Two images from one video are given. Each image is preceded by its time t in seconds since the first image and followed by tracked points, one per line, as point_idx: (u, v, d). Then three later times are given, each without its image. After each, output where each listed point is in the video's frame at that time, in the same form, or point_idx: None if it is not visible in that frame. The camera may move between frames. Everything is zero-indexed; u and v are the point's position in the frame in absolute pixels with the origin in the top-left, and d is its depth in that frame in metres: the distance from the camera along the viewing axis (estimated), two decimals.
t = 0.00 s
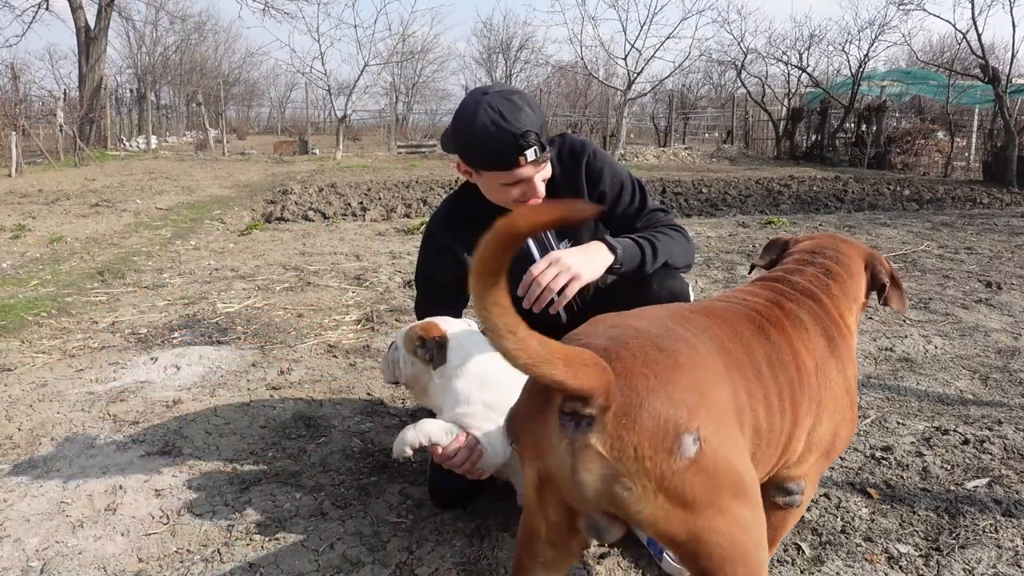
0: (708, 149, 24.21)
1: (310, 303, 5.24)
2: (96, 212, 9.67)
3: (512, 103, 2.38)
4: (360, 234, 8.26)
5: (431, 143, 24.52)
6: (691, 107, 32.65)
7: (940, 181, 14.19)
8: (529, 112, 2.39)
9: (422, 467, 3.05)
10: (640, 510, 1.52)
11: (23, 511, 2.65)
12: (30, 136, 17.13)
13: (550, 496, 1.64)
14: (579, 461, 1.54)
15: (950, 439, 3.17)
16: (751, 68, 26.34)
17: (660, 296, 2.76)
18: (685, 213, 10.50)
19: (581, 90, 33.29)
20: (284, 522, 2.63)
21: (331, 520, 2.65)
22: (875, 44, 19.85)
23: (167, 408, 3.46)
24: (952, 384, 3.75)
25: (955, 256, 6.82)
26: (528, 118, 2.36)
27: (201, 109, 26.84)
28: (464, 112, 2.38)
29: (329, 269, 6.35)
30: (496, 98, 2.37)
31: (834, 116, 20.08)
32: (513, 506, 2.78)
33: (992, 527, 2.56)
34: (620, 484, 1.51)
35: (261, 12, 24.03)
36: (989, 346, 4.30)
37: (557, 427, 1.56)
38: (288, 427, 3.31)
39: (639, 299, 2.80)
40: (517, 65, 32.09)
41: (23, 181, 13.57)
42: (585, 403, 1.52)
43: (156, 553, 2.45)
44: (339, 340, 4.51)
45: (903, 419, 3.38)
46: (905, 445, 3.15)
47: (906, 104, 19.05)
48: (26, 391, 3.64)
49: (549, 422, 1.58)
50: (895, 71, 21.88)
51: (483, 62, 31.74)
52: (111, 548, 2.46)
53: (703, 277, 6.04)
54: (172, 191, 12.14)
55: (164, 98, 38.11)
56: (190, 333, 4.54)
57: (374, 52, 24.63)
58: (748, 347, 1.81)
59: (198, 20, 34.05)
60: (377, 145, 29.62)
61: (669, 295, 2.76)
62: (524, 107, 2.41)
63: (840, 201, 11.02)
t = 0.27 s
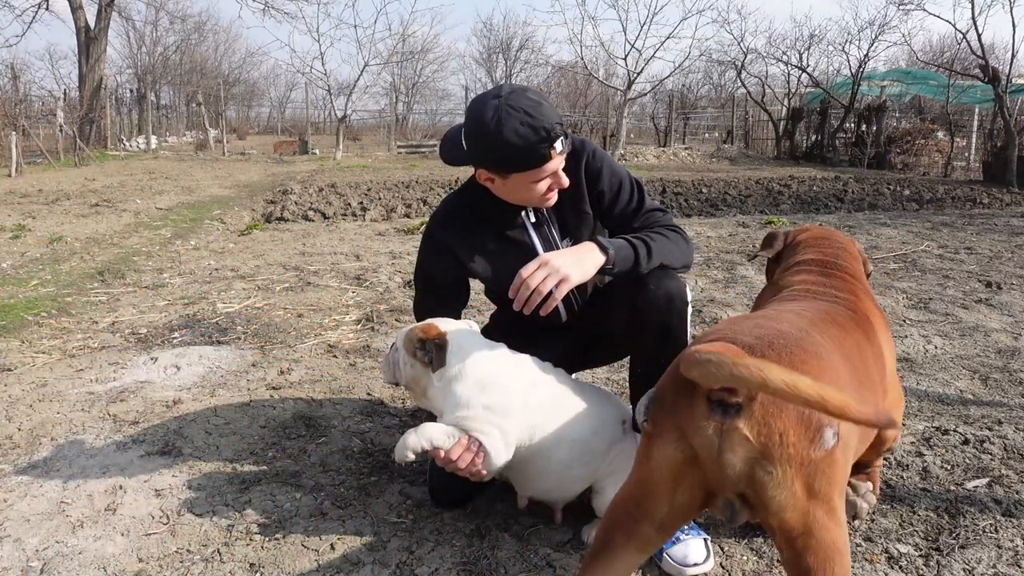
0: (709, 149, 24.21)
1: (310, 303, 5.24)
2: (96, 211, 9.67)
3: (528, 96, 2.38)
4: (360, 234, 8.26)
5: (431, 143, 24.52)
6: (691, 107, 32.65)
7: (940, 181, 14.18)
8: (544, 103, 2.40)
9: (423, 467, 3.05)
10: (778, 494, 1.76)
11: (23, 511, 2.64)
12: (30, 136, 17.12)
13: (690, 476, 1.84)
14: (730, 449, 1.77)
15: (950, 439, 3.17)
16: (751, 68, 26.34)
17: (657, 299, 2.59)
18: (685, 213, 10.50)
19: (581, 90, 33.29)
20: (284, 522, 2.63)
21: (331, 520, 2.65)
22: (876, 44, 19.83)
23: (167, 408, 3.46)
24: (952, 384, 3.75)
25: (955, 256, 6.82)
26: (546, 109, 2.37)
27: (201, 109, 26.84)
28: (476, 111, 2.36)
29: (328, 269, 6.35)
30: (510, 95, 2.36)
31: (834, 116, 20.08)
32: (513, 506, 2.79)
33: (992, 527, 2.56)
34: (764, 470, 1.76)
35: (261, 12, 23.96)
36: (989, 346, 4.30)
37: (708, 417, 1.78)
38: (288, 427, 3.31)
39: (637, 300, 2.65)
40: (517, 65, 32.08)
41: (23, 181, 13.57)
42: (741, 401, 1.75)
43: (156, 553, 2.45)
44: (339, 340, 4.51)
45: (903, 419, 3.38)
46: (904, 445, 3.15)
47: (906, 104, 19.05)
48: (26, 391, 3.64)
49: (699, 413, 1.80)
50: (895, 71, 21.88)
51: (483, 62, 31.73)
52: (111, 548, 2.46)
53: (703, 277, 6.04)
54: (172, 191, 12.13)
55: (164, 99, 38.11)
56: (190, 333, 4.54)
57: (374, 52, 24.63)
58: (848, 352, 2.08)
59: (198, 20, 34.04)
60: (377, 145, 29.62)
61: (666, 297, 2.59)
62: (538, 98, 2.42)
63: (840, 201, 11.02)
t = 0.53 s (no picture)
0: (709, 149, 24.22)
1: (310, 303, 5.24)
2: (96, 211, 9.67)
3: (531, 116, 2.34)
4: (360, 234, 8.26)
5: (431, 143, 24.52)
6: (691, 106, 32.65)
7: (940, 181, 14.18)
8: (546, 131, 2.36)
9: (423, 467, 3.05)
10: (863, 449, 1.83)
11: (23, 511, 2.65)
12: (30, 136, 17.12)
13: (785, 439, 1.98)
14: (819, 405, 1.90)
15: (950, 439, 3.17)
16: (751, 68, 26.33)
17: (663, 296, 2.51)
18: (685, 213, 10.50)
19: (581, 90, 33.29)
20: (284, 522, 2.63)
21: (331, 520, 2.65)
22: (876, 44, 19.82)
23: (167, 408, 3.46)
24: (952, 384, 3.75)
25: (955, 256, 6.82)
26: (543, 136, 2.32)
27: (201, 109, 26.84)
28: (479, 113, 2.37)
29: (328, 269, 6.35)
30: (513, 109, 2.33)
31: (834, 116, 20.08)
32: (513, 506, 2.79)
33: (992, 527, 2.56)
34: (848, 423, 1.84)
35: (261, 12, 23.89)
36: (989, 346, 4.30)
37: (799, 377, 1.94)
38: (288, 426, 3.31)
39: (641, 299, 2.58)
40: (517, 65, 32.08)
41: (23, 181, 13.57)
42: (826, 360, 1.89)
43: (156, 553, 2.45)
44: (339, 340, 4.51)
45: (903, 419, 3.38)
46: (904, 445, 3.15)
47: (906, 104, 19.06)
48: (26, 391, 3.64)
49: (792, 375, 1.97)
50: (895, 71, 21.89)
51: (483, 62, 31.72)
52: (111, 548, 2.46)
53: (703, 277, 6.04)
54: (172, 191, 12.13)
55: (165, 99, 38.10)
56: (190, 333, 4.54)
57: (375, 52, 24.63)
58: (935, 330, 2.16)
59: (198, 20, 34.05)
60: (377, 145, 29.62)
61: (672, 293, 2.50)
62: (543, 124, 2.37)
63: (840, 201, 11.02)
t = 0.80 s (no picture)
0: (709, 149, 24.22)
1: (310, 303, 5.24)
2: (96, 212, 9.68)
3: (507, 141, 2.26)
4: (360, 234, 8.26)
5: (431, 143, 24.53)
6: (691, 106, 32.66)
7: (940, 181, 14.19)
8: (519, 161, 2.27)
9: (423, 467, 3.04)
10: (950, 404, 1.90)
11: (23, 511, 2.64)
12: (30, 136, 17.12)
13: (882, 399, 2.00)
14: (917, 368, 1.92)
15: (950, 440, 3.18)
16: (751, 68, 26.32)
17: (679, 298, 2.50)
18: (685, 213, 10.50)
19: (581, 90, 33.30)
20: (284, 522, 2.63)
21: (331, 520, 2.65)
22: (876, 44, 19.83)
23: (167, 408, 3.46)
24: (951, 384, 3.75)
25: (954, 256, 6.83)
26: (510, 167, 2.24)
27: (200, 109, 26.85)
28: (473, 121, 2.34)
29: (328, 269, 6.35)
30: (489, 133, 2.27)
31: (834, 116, 20.09)
32: (513, 506, 2.79)
33: (992, 527, 2.56)
34: (942, 389, 1.90)
35: (261, 12, 23.84)
36: (989, 346, 4.30)
37: (898, 342, 1.97)
38: (289, 426, 3.31)
39: (657, 303, 2.55)
40: (517, 65, 32.08)
41: (23, 180, 13.57)
42: (932, 326, 1.91)
43: (156, 553, 2.45)
44: (339, 339, 4.51)
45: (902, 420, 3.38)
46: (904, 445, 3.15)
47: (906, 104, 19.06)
48: (26, 391, 3.64)
49: (891, 339, 1.99)
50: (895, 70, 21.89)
51: (483, 62, 31.71)
52: (110, 549, 2.46)
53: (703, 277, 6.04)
54: (172, 191, 12.13)
55: (165, 98, 38.08)
56: (190, 333, 4.54)
57: (375, 52, 24.63)
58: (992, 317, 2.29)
59: (198, 20, 34.04)
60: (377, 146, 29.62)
61: (688, 294, 2.51)
62: (520, 153, 2.28)
63: (840, 201, 11.02)
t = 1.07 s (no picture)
0: (708, 150, 24.21)
1: (310, 303, 5.24)
2: (96, 212, 9.67)
3: (455, 163, 2.09)
4: (360, 234, 8.26)
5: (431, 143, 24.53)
6: (691, 106, 32.66)
7: (940, 181, 14.19)
8: (466, 185, 2.09)
9: (423, 467, 3.04)
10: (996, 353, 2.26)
11: (23, 511, 2.65)
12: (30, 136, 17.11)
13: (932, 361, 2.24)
14: (968, 332, 2.19)
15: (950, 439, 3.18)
16: (751, 68, 26.32)
17: (690, 299, 2.50)
18: (685, 213, 10.50)
19: (581, 90, 33.31)
20: (285, 522, 2.63)
21: (331, 520, 2.65)
22: (876, 44, 19.82)
23: (167, 408, 3.46)
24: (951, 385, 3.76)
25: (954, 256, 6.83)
26: (453, 190, 2.08)
27: (200, 109, 26.85)
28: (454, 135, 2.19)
29: (328, 269, 6.35)
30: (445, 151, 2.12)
31: (835, 116, 20.08)
32: (513, 506, 2.79)
33: (992, 527, 2.56)
34: (990, 345, 2.23)
35: (261, 12, 23.81)
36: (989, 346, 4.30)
37: (944, 308, 2.20)
38: (289, 426, 3.31)
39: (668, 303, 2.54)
40: (517, 65, 32.08)
41: (23, 181, 13.57)
42: (972, 290, 2.17)
43: (156, 553, 2.45)
44: (339, 340, 4.51)
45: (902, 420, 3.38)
46: (904, 445, 3.15)
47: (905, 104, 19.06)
48: (26, 391, 3.64)
49: (936, 306, 2.21)
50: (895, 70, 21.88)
51: (483, 62, 31.70)
52: (110, 548, 2.46)
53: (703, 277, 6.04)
54: (172, 191, 12.13)
55: (165, 99, 38.07)
56: (191, 333, 4.54)
57: (375, 52, 24.62)
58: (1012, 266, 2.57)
59: (198, 20, 34.03)
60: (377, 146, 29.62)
61: (700, 294, 2.50)
62: (467, 176, 2.09)
63: (840, 201, 11.02)
